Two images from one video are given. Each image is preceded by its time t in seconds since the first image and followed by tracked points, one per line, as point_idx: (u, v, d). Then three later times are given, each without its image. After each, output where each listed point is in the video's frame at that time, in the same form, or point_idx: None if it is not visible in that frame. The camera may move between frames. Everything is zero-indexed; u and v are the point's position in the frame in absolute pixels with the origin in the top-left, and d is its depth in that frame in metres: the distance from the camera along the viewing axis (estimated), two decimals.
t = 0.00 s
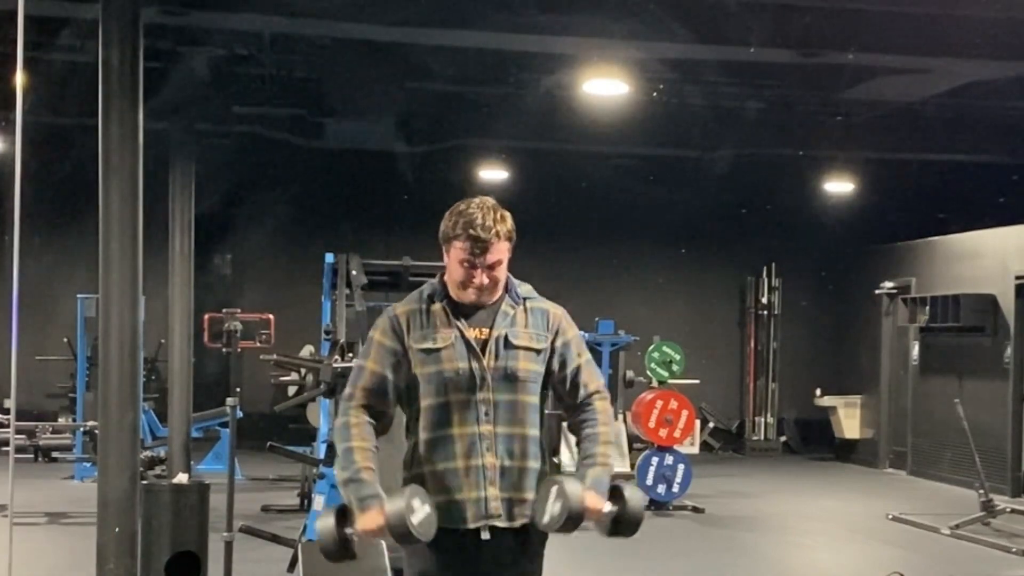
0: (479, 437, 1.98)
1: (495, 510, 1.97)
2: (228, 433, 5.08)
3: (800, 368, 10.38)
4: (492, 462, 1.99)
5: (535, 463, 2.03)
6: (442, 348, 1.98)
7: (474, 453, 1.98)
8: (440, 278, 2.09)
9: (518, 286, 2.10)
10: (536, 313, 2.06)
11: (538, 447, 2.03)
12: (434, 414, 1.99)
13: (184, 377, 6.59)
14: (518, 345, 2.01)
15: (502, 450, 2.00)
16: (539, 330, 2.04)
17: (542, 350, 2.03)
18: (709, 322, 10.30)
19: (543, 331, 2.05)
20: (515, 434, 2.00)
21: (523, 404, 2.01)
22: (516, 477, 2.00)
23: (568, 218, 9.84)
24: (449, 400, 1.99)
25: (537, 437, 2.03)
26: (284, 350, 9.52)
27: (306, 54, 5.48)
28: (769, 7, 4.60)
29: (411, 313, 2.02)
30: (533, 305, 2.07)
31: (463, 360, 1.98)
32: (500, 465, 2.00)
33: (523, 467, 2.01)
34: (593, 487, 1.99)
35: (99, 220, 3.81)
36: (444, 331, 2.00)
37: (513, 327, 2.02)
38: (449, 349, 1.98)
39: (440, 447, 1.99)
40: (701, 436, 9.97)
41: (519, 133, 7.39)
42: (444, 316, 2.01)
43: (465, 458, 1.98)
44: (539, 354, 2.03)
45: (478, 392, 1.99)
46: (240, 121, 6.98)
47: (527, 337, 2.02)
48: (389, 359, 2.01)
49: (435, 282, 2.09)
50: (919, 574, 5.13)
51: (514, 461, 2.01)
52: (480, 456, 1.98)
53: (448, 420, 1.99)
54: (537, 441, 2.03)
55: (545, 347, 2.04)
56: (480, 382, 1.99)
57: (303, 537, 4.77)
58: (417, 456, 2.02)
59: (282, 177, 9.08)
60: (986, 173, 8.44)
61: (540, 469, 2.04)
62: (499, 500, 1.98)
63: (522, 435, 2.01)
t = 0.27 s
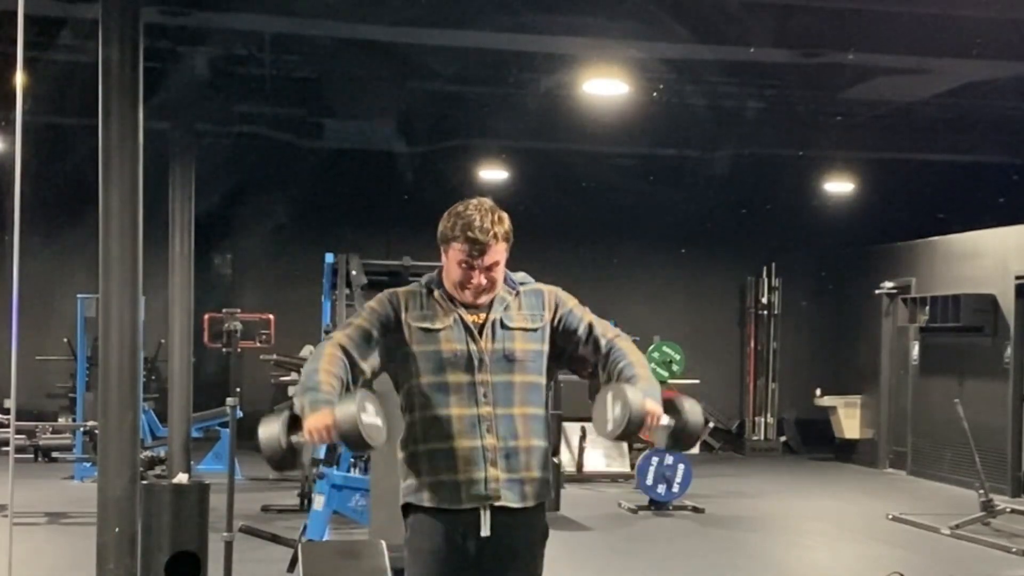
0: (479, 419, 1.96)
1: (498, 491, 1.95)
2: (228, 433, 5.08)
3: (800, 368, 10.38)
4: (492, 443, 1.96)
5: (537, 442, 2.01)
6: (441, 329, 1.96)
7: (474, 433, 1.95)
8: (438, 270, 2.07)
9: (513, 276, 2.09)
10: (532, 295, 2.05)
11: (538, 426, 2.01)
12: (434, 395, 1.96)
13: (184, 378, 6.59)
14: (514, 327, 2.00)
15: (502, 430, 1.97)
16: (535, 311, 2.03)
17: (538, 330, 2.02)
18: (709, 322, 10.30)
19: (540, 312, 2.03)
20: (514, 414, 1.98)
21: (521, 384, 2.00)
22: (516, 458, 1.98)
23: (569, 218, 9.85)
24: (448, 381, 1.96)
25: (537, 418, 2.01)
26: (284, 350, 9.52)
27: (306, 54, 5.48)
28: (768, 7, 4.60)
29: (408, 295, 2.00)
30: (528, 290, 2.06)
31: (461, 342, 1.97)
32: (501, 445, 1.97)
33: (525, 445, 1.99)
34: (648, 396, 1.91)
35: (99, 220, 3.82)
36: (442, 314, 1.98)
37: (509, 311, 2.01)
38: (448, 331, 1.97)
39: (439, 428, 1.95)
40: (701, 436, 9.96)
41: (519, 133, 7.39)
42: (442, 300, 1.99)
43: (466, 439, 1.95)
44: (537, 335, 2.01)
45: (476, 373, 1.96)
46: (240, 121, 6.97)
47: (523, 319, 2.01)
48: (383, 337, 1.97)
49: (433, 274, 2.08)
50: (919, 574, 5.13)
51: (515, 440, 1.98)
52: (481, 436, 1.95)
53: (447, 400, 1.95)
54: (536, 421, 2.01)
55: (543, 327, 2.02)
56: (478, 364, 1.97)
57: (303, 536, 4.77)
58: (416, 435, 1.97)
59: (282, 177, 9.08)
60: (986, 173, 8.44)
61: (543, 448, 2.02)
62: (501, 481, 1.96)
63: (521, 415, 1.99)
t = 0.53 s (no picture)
0: (479, 412, 1.96)
1: (498, 485, 1.95)
2: (228, 433, 5.08)
3: (800, 368, 10.38)
4: (492, 437, 1.97)
5: (537, 434, 2.01)
6: (442, 323, 1.97)
7: (474, 426, 1.96)
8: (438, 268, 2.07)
9: (511, 273, 2.10)
10: (530, 290, 2.06)
11: (537, 420, 2.02)
12: (434, 389, 1.96)
13: (184, 377, 6.59)
14: (513, 321, 2.01)
15: (503, 425, 1.98)
16: (533, 305, 2.04)
17: (537, 323, 2.03)
18: (709, 322, 10.30)
19: (538, 305, 2.05)
20: (515, 407, 1.99)
21: (520, 378, 2.00)
22: (517, 452, 1.98)
23: (569, 219, 9.84)
24: (449, 376, 1.96)
25: (537, 411, 2.02)
26: (284, 350, 9.52)
27: (306, 54, 5.48)
28: (769, 7, 4.61)
29: (410, 289, 2.00)
30: (526, 285, 2.07)
31: (462, 338, 1.97)
32: (502, 439, 1.97)
33: (525, 438, 1.99)
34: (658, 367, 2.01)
35: (99, 220, 3.81)
36: (443, 309, 1.99)
37: (507, 306, 2.02)
38: (449, 326, 1.97)
39: (439, 421, 1.96)
40: (701, 436, 9.96)
41: (519, 133, 7.39)
42: (444, 295, 2.00)
43: (466, 433, 1.95)
44: (536, 328, 2.03)
45: (477, 368, 1.97)
46: (240, 121, 6.97)
47: (521, 314, 2.02)
48: (382, 328, 1.98)
49: (433, 271, 2.08)
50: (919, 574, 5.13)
51: (515, 434, 1.99)
52: (481, 430, 1.96)
53: (448, 394, 1.96)
54: (535, 416, 2.01)
55: (542, 320, 2.04)
56: (478, 359, 1.97)
57: (303, 536, 4.77)
58: (416, 428, 1.97)
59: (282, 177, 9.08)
60: (986, 173, 8.44)
61: (542, 440, 2.03)
62: (501, 476, 1.96)
63: (521, 409, 2.00)
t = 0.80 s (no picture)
0: (480, 429, 1.95)
1: (496, 500, 1.95)
2: (228, 433, 5.08)
3: (800, 368, 10.38)
4: (492, 453, 1.96)
5: (538, 451, 2.00)
6: (445, 337, 1.96)
7: (474, 443, 1.95)
8: (441, 272, 2.06)
9: (517, 279, 2.08)
10: (536, 302, 2.04)
11: (538, 437, 2.00)
12: (434, 403, 1.96)
13: (184, 378, 6.59)
14: (517, 336, 1.99)
15: (503, 440, 1.97)
16: (538, 319, 2.03)
17: (541, 339, 2.01)
18: (709, 322, 10.30)
19: (542, 320, 2.03)
20: (517, 424, 1.98)
21: (523, 394, 1.99)
22: (517, 467, 1.97)
23: (569, 219, 9.84)
24: (450, 390, 1.95)
25: (539, 428, 2.00)
26: (284, 350, 9.52)
27: (306, 54, 5.48)
28: (768, 7, 4.61)
29: (412, 301, 1.99)
30: (532, 297, 2.05)
31: (465, 351, 1.96)
32: (502, 454, 1.96)
33: (525, 455, 1.98)
34: (632, 433, 1.90)
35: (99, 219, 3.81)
36: (446, 322, 1.98)
37: (512, 319, 2.00)
38: (451, 340, 1.96)
39: (438, 437, 1.95)
40: (702, 436, 9.96)
41: (519, 133, 7.39)
42: (447, 306, 1.99)
43: (465, 448, 1.95)
44: (540, 344, 2.01)
45: (478, 383, 1.96)
46: (240, 121, 6.97)
47: (526, 328, 2.00)
48: (386, 343, 1.97)
49: (436, 276, 2.07)
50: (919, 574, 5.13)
51: (516, 450, 1.97)
52: (481, 446, 1.95)
53: (448, 409, 1.95)
54: (537, 433, 2.00)
55: (546, 336, 2.02)
56: (480, 373, 1.96)
57: (303, 536, 4.76)
58: (415, 443, 1.97)
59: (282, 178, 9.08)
60: (986, 173, 8.44)
61: (543, 458, 2.01)
62: (500, 491, 1.95)
63: (524, 425, 1.98)
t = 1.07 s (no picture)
0: (482, 446, 2.02)
1: (499, 517, 2.02)
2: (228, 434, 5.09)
3: (800, 368, 10.38)
4: (495, 470, 2.03)
5: (536, 470, 2.08)
6: (448, 355, 2.01)
7: (477, 460, 2.02)
8: (447, 279, 2.10)
9: (523, 291, 2.13)
10: (542, 320, 2.09)
11: (537, 455, 2.08)
12: (438, 420, 2.02)
13: (184, 378, 6.59)
14: (522, 354, 2.04)
15: (506, 458, 2.04)
16: (543, 337, 2.08)
17: (545, 359, 2.07)
18: (709, 322, 10.30)
19: (546, 339, 2.08)
20: (519, 442, 2.05)
21: (525, 412, 2.06)
22: (517, 484, 2.06)
23: (569, 219, 9.84)
24: (453, 408, 2.02)
25: (539, 445, 2.08)
26: (284, 350, 9.53)
27: (306, 54, 5.48)
28: (769, 7, 4.60)
29: (417, 318, 2.04)
30: (537, 312, 2.10)
31: (468, 368, 2.02)
32: (502, 472, 2.04)
33: (524, 474, 2.06)
34: (578, 510, 2.06)
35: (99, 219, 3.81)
36: (450, 338, 2.03)
37: (518, 335, 2.06)
38: (455, 356, 2.01)
39: (442, 455, 2.03)
40: (701, 436, 9.95)
41: (519, 133, 7.39)
42: (451, 322, 2.04)
43: (468, 466, 2.02)
44: (542, 365, 2.07)
45: (482, 401, 2.02)
46: (240, 121, 6.97)
47: (531, 346, 2.06)
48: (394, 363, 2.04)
49: (442, 282, 2.11)
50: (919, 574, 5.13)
51: (517, 468, 2.06)
52: (484, 463, 2.02)
53: (450, 426, 2.02)
54: (536, 450, 2.08)
55: (549, 356, 2.08)
56: (484, 391, 2.02)
57: (303, 537, 4.77)
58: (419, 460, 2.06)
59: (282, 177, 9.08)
60: (986, 173, 8.44)
61: (540, 475, 2.09)
62: (501, 508, 2.03)
63: (524, 443, 2.06)
